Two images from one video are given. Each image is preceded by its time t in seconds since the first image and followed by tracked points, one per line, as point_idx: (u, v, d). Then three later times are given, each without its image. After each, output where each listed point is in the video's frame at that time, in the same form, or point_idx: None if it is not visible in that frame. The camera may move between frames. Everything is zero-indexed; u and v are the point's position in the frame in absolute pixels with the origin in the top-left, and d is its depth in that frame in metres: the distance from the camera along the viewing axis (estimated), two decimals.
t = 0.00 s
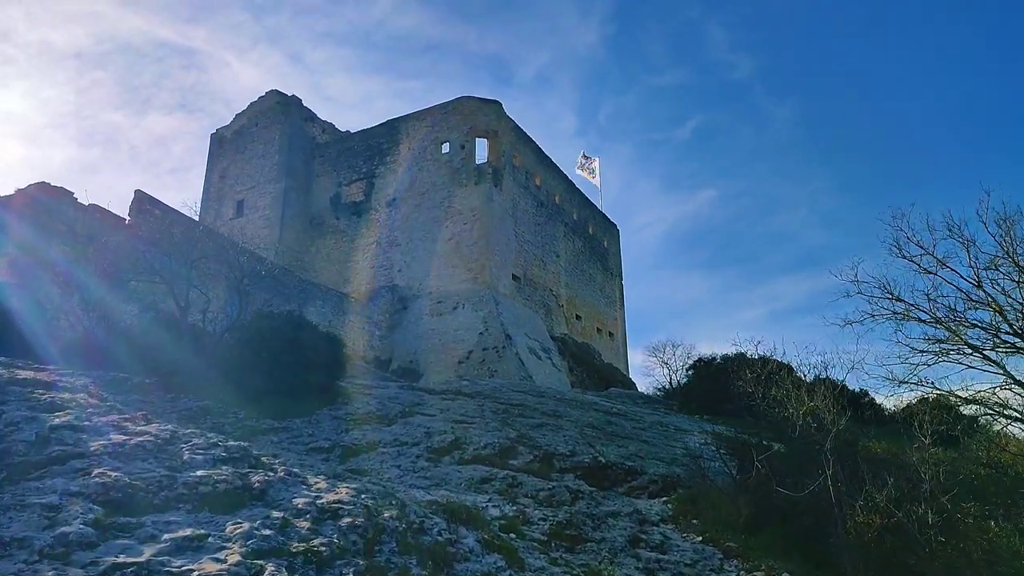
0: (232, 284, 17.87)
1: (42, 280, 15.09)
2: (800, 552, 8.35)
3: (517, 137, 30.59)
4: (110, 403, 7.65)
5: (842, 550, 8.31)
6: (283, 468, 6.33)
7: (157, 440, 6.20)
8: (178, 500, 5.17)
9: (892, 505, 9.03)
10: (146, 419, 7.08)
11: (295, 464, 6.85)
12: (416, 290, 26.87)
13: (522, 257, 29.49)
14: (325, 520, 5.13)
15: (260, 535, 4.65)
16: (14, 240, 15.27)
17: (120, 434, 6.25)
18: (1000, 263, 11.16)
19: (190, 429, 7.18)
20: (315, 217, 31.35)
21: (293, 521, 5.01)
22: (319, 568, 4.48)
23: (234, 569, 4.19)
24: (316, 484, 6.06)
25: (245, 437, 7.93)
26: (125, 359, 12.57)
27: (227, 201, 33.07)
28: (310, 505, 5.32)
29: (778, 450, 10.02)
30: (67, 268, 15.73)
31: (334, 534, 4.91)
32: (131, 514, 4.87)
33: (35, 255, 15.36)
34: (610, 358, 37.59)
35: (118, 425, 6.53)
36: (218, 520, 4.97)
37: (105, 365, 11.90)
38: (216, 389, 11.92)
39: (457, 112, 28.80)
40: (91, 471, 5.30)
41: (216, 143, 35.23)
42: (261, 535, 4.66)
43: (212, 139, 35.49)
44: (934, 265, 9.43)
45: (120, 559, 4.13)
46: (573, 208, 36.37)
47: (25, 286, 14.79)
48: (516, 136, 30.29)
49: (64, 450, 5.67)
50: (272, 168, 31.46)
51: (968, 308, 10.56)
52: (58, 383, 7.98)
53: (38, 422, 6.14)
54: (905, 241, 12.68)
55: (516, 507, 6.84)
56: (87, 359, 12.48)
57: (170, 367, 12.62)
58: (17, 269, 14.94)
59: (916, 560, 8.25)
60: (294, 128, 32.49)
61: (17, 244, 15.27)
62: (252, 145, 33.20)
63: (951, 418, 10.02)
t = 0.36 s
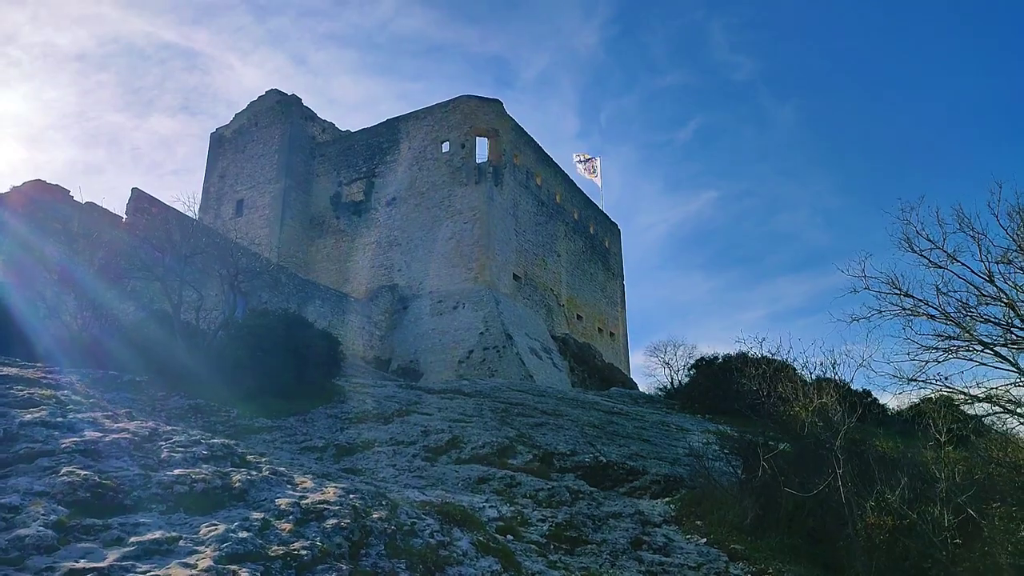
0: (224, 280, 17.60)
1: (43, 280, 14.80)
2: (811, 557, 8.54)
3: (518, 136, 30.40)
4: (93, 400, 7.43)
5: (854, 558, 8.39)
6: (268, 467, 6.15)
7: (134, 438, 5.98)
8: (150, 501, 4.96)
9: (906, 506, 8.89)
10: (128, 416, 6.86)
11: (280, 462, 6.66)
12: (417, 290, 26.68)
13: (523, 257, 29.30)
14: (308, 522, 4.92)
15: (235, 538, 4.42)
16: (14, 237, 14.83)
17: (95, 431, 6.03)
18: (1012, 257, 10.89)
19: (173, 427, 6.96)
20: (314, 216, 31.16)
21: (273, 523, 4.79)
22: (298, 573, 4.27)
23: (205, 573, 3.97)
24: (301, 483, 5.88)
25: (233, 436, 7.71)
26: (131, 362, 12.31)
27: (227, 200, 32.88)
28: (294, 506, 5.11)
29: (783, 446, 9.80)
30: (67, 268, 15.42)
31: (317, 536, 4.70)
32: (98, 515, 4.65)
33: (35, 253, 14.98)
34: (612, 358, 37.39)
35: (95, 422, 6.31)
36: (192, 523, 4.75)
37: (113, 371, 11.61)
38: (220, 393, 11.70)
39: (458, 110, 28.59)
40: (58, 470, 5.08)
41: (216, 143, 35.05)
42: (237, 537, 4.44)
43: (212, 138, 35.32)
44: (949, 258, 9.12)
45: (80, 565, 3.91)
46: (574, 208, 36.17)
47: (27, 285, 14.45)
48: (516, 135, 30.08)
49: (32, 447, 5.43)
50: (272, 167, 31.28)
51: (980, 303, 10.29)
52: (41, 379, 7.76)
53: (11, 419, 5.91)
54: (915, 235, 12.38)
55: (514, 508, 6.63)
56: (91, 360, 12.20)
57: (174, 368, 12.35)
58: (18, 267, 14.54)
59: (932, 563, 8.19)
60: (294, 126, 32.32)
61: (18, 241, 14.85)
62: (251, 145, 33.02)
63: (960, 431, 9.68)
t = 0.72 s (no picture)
0: (217, 277, 17.33)
1: (42, 281, 14.61)
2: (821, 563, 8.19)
3: (518, 134, 30.16)
4: (71, 400, 7.16)
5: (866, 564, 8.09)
6: (248, 470, 5.92)
7: (105, 441, 5.71)
8: (113, 508, 4.70)
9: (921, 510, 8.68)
10: (105, 417, 6.59)
11: (262, 464, 6.43)
12: (416, 289, 26.45)
13: (524, 256, 29.06)
14: (286, 531, 4.67)
15: (201, 551, 4.14)
16: (13, 236, 14.60)
17: (61, 433, 5.76)
18: None
19: (152, 428, 6.69)
20: (314, 215, 30.93)
21: (247, 533, 4.54)
22: None
23: None
24: (282, 488, 5.64)
25: (217, 436, 7.46)
26: (132, 362, 12.05)
27: (225, 199, 32.64)
28: (271, 514, 4.86)
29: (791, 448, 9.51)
30: (65, 267, 15.19)
31: (294, 546, 4.45)
32: (54, 524, 4.36)
33: (34, 253, 14.76)
34: (613, 358, 37.16)
35: (65, 423, 6.04)
36: (157, 533, 4.49)
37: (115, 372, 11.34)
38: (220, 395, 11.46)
39: (457, 108, 28.32)
40: (15, 474, 4.79)
41: (214, 141, 34.80)
42: (204, 549, 4.17)
43: (210, 137, 35.08)
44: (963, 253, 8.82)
45: None
46: (575, 206, 35.93)
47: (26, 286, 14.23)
48: (516, 133, 29.82)
49: None
50: (271, 166, 31.04)
51: (993, 300, 10.03)
52: (20, 379, 7.50)
53: None
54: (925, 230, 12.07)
55: (510, 512, 6.38)
56: (90, 360, 11.94)
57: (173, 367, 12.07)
58: (17, 267, 14.33)
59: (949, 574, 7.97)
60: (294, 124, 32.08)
61: (18, 241, 14.61)
62: (250, 143, 32.78)
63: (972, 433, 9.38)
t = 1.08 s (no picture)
0: (208, 275, 17.04)
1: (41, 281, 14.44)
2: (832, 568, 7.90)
3: (519, 133, 29.93)
4: (52, 400, 6.93)
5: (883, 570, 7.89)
6: (231, 473, 5.70)
7: (75, 442, 5.48)
8: (77, 515, 4.47)
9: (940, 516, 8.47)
10: (84, 417, 6.37)
11: (246, 465, 6.19)
12: (416, 289, 26.22)
13: (524, 256, 28.83)
14: (266, 539, 4.44)
15: (170, 562, 3.90)
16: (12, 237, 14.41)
17: (30, 433, 5.50)
18: None
19: (132, 428, 6.46)
20: (313, 215, 30.70)
21: (222, 541, 4.31)
22: None
23: None
24: (266, 492, 5.41)
25: (203, 436, 7.21)
26: (132, 361, 11.78)
27: (224, 199, 32.40)
28: (250, 520, 4.63)
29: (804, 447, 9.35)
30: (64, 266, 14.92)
31: (274, 556, 4.22)
32: (13, 533, 4.13)
33: (32, 254, 14.54)
34: (614, 358, 36.94)
35: (34, 422, 5.80)
36: (122, 541, 4.25)
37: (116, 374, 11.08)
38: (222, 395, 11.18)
39: (457, 107, 28.07)
40: None
41: (213, 140, 34.57)
42: (172, 561, 3.93)
43: (208, 136, 34.86)
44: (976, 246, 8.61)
45: None
46: (576, 206, 35.71)
47: (26, 286, 14.02)
48: (517, 132, 29.59)
49: None
50: (270, 165, 30.81)
51: (1009, 296, 9.77)
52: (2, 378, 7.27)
53: None
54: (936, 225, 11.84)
55: (509, 515, 6.15)
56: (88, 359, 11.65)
57: (172, 368, 11.80)
58: (16, 267, 14.11)
59: None
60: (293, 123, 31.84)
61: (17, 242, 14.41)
62: (249, 143, 32.56)
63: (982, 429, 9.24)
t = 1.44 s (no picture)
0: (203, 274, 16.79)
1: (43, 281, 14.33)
2: None
3: (519, 131, 29.71)
4: (34, 403, 6.72)
5: None
6: (215, 481, 5.51)
7: (46, 450, 5.27)
8: (40, 529, 4.25)
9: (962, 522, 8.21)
10: (62, 421, 6.15)
11: (234, 470, 5.98)
12: (416, 289, 26.00)
13: (526, 255, 28.61)
14: (246, 554, 4.23)
15: None
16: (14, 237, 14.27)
17: None
18: None
19: (114, 433, 6.24)
20: (313, 214, 30.48)
21: (198, 558, 4.09)
22: None
23: None
24: (251, 503, 5.19)
25: (194, 439, 7.00)
26: (132, 361, 11.61)
27: (224, 198, 32.17)
28: (230, 533, 4.41)
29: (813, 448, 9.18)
30: (64, 267, 14.90)
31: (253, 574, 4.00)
32: None
33: (34, 253, 14.44)
34: (615, 358, 36.72)
35: (6, 428, 5.59)
36: (87, 559, 4.03)
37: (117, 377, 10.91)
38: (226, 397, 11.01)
39: (458, 106, 27.83)
40: None
41: (212, 139, 34.39)
42: None
43: (208, 135, 34.64)
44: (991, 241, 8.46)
45: None
46: (577, 205, 35.49)
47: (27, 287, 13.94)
48: (518, 131, 29.38)
49: None
50: (270, 164, 30.59)
51: None
52: None
53: None
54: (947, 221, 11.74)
55: (511, 522, 5.92)
56: (89, 361, 11.51)
57: (173, 368, 11.62)
58: (19, 268, 14.02)
59: None
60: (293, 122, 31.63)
61: (18, 241, 14.30)
62: (248, 142, 32.36)
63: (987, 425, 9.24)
